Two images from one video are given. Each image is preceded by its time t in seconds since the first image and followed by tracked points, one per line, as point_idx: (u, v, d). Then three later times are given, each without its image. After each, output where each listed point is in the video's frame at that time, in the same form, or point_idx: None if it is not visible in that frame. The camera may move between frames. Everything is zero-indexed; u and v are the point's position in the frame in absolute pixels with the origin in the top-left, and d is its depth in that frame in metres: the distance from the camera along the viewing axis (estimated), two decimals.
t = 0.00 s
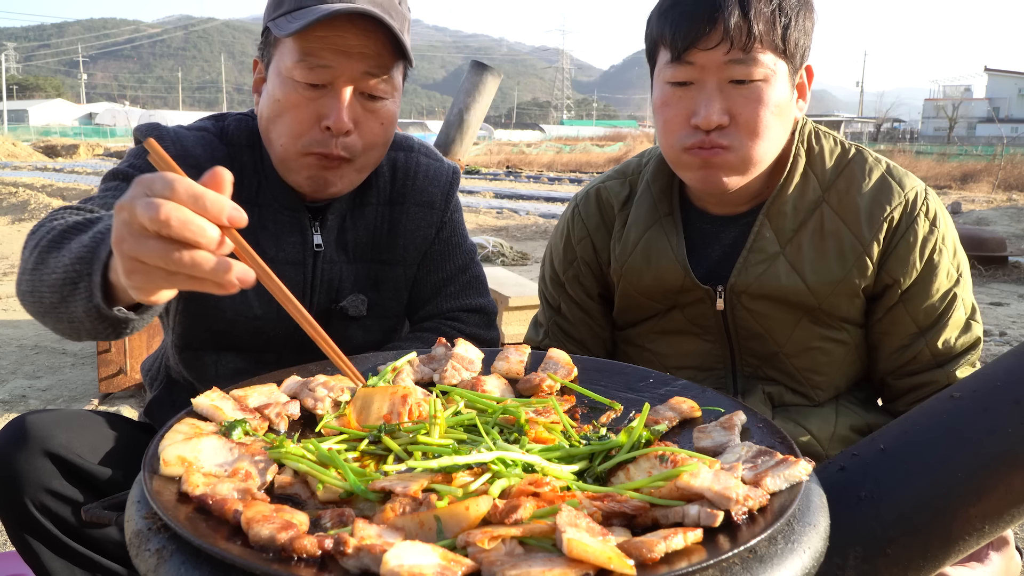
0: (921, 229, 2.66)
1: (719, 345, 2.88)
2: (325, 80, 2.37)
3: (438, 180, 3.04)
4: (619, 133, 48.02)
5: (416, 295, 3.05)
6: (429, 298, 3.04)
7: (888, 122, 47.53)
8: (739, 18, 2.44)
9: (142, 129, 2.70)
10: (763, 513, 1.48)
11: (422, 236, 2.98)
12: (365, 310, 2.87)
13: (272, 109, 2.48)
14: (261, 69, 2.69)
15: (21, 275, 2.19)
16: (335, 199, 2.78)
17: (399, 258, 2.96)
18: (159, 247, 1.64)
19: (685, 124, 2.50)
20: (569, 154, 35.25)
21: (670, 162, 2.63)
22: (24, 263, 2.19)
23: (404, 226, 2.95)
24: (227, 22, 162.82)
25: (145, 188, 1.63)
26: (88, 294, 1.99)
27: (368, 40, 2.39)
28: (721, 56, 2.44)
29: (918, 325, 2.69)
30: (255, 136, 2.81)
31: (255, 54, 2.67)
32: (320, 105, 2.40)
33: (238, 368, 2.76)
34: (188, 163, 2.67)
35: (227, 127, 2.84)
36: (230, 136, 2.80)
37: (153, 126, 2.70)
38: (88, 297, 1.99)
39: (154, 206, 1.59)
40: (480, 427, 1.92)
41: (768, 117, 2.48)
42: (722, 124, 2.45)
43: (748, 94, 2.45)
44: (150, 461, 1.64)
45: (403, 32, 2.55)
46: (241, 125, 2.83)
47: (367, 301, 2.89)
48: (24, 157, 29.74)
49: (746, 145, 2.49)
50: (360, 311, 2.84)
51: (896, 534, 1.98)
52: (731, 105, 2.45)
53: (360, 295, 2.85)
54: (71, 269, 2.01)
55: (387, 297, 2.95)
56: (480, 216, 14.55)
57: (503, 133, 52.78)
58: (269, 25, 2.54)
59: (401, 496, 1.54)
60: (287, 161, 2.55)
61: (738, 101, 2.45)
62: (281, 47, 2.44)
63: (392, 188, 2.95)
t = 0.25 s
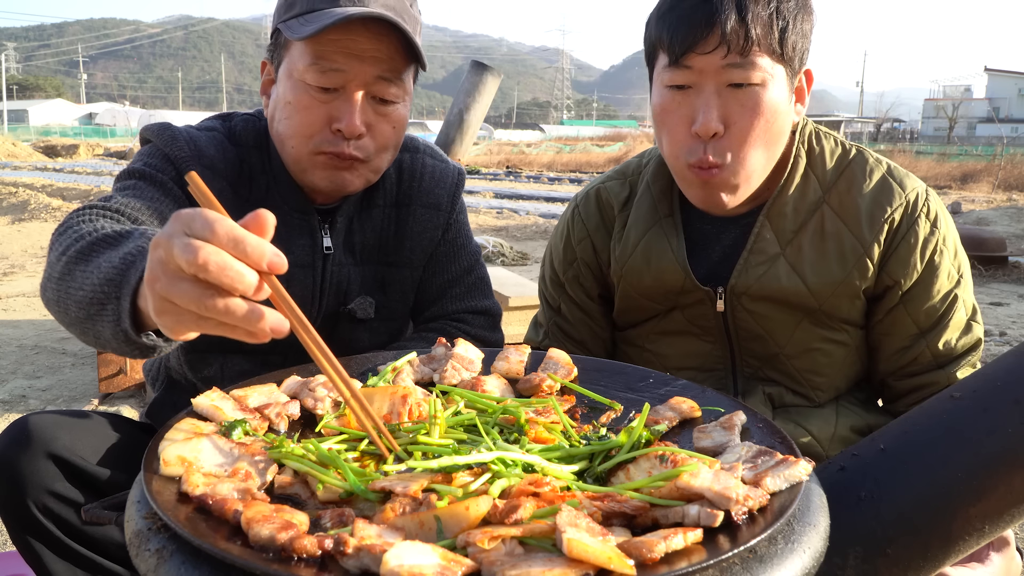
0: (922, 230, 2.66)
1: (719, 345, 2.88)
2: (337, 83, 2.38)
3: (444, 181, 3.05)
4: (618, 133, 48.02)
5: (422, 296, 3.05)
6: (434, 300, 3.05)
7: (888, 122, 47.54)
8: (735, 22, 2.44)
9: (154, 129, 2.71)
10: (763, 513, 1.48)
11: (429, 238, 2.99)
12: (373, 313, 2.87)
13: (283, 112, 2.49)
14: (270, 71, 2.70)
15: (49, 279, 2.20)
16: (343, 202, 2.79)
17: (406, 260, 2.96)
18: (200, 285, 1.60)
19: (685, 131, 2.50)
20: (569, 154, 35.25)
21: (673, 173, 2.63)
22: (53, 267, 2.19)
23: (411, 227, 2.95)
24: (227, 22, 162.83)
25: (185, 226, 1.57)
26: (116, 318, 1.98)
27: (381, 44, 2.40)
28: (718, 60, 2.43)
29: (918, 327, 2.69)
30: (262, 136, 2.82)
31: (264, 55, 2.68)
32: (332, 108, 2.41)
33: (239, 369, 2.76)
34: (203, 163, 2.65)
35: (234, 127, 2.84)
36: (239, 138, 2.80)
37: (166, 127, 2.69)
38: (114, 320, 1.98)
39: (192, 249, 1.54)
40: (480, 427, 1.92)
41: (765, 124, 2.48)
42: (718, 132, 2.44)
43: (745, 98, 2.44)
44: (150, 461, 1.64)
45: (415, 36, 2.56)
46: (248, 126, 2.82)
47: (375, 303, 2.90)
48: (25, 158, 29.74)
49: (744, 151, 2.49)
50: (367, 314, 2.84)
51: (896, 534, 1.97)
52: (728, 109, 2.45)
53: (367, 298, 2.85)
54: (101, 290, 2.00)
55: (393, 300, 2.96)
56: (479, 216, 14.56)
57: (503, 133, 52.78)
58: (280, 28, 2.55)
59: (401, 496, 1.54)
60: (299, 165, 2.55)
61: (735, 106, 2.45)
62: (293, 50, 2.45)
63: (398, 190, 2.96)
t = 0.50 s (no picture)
0: (923, 231, 2.66)
1: (719, 346, 2.88)
2: (343, 87, 2.38)
3: (446, 182, 3.05)
4: (618, 133, 48.02)
5: (425, 297, 3.06)
6: (437, 301, 3.05)
7: (889, 122, 47.53)
8: (734, 27, 2.44)
9: (156, 133, 2.69)
10: (763, 513, 1.48)
11: (432, 239, 2.99)
12: (376, 315, 2.88)
13: (286, 115, 2.49)
14: (273, 73, 2.70)
15: (58, 288, 2.22)
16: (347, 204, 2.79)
17: (410, 262, 2.96)
18: (215, 305, 1.62)
19: (684, 135, 2.50)
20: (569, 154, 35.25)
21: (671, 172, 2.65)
22: (61, 279, 2.21)
23: (414, 228, 2.95)
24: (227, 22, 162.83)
25: (201, 247, 1.58)
26: (128, 334, 1.99)
27: (387, 47, 2.39)
28: (716, 66, 2.43)
29: (920, 328, 2.69)
30: (263, 138, 2.82)
31: (267, 57, 2.67)
32: (337, 111, 2.41)
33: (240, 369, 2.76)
34: (207, 166, 2.64)
35: (235, 130, 2.83)
36: (241, 141, 2.79)
37: (169, 130, 2.68)
38: (126, 336, 1.99)
39: (207, 269, 1.54)
40: (480, 427, 1.92)
41: (767, 125, 2.48)
42: (718, 135, 2.44)
43: (744, 103, 2.44)
44: (150, 461, 1.64)
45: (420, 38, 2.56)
46: (249, 128, 2.82)
47: (378, 305, 2.90)
48: (25, 158, 29.74)
49: (746, 153, 2.49)
50: (371, 316, 2.85)
51: (896, 534, 1.97)
52: (728, 114, 2.45)
53: (371, 299, 2.86)
54: (113, 307, 2.00)
55: (397, 301, 2.96)
56: (479, 216, 14.55)
57: (503, 133, 52.78)
58: (283, 30, 2.54)
59: (401, 496, 1.54)
60: (303, 167, 2.56)
61: (734, 111, 2.45)
62: (297, 54, 2.44)
63: (401, 191, 2.96)
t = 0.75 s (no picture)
0: (923, 232, 2.66)
1: (719, 346, 2.88)
2: (342, 88, 2.38)
3: (446, 182, 3.05)
4: (618, 133, 48.02)
5: (425, 297, 3.06)
6: (437, 301, 3.06)
7: (889, 122, 47.54)
8: (737, 28, 2.44)
9: (154, 133, 2.70)
10: (763, 513, 1.48)
11: (432, 239, 2.99)
12: (376, 315, 2.88)
13: (285, 115, 2.49)
14: (271, 73, 2.70)
15: (56, 293, 2.21)
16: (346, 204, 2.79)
17: (409, 262, 2.96)
18: (216, 310, 1.63)
19: (685, 136, 2.50)
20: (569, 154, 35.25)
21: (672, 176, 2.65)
22: (60, 284, 2.21)
23: (414, 229, 2.95)
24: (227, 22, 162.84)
25: (203, 251, 1.59)
26: (126, 341, 1.99)
27: (385, 48, 2.40)
28: (717, 66, 2.43)
29: (920, 328, 2.69)
30: (263, 139, 2.82)
31: (266, 58, 2.67)
32: (337, 112, 2.41)
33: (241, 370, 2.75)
34: (205, 168, 2.65)
35: (235, 130, 2.84)
36: (239, 142, 2.79)
37: (167, 132, 2.68)
38: (126, 344, 1.99)
39: (208, 272, 1.55)
40: (480, 427, 1.92)
41: (767, 130, 2.48)
42: (718, 138, 2.44)
43: (743, 104, 2.44)
44: (150, 461, 1.64)
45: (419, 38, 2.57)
46: (248, 129, 2.82)
47: (378, 305, 2.90)
48: (25, 158, 29.73)
49: (744, 160, 2.49)
50: (371, 317, 2.84)
51: (896, 534, 1.97)
52: (727, 115, 2.45)
53: (371, 300, 2.86)
54: (112, 313, 2.01)
55: (397, 301, 2.96)
56: (479, 216, 14.55)
57: (503, 133, 52.78)
58: (282, 31, 2.54)
59: (402, 496, 1.54)
60: (303, 169, 2.56)
61: (736, 112, 2.45)
62: (296, 55, 2.44)
63: (400, 191, 2.96)
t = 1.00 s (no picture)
0: (919, 230, 2.66)
1: (717, 345, 2.88)
2: (338, 87, 2.38)
3: (444, 182, 3.05)
4: (618, 133, 48.02)
5: (423, 297, 3.06)
6: (435, 301, 3.06)
7: (889, 122, 47.54)
8: (774, 44, 2.43)
9: (154, 134, 2.70)
10: (763, 513, 1.48)
11: (430, 239, 2.99)
12: (374, 315, 2.88)
13: (281, 115, 2.49)
14: (268, 74, 2.70)
15: (63, 294, 2.22)
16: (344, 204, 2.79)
17: (408, 262, 2.96)
18: (226, 313, 1.63)
19: (718, 151, 2.49)
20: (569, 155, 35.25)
21: (695, 183, 2.64)
22: (67, 285, 2.21)
23: (412, 229, 2.96)
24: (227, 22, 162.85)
25: (211, 255, 1.60)
26: (134, 351, 2.00)
27: (381, 47, 2.39)
28: (752, 82, 2.40)
29: (916, 326, 2.68)
30: (261, 139, 2.82)
31: (262, 58, 2.67)
32: (333, 112, 2.41)
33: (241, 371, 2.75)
34: (205, 168, 2.65)
35: (233, 130, 2.84)
36: (238, 142, 2.79)
37: (168, 133, 2.68)
38: (134, 352, 2.00)
39: (219, 275, 1.56)
40: (480, 427, 1.92)
41: (795, 135, 2.49)
42: (756, 150, 2.45)
43: (777, 118, 2.44)
44: (150, 461, 1.64)
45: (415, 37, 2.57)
46: (247, 129, 2.82)
47: (376, 305, 2.90)
48: (25, 158, 29.74)
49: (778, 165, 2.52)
50: (370, 316, 2.84)
51: (896, 534, 1.97)
52: (762, 129, 2.45)
53: (369, 300, 2.86)
54: (120, 322, 2.01)
55: (395, 301, 2.97)
56: (479, 216, 14.55)
57: (503, 133, 52.78)
58: (278, 31, 2.53)
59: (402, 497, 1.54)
60: (298, 169, 2.56)
61: (768, 125, 2.44)
62: (291, 55, 2.44)
63: (399, 191, 2.96)
